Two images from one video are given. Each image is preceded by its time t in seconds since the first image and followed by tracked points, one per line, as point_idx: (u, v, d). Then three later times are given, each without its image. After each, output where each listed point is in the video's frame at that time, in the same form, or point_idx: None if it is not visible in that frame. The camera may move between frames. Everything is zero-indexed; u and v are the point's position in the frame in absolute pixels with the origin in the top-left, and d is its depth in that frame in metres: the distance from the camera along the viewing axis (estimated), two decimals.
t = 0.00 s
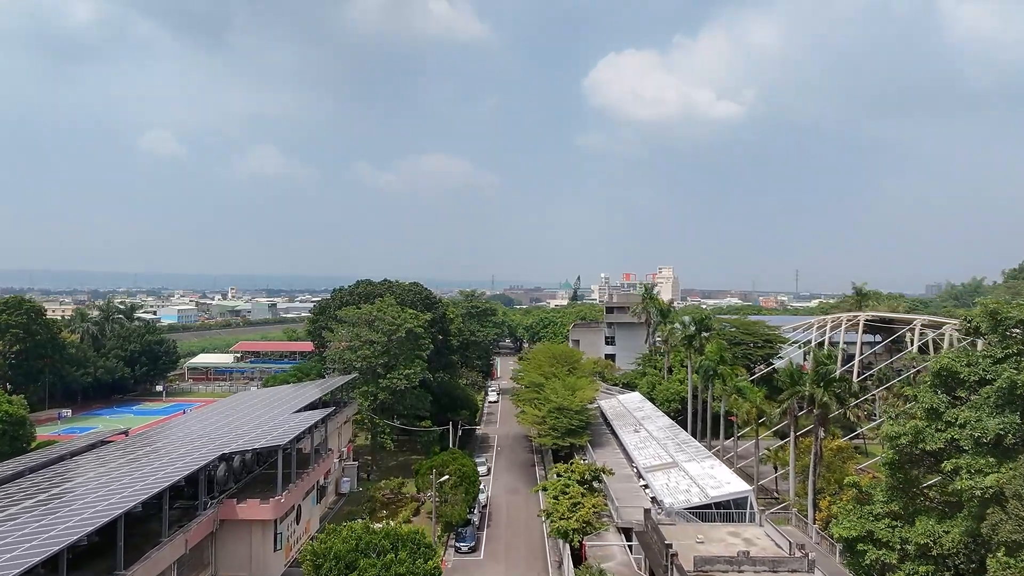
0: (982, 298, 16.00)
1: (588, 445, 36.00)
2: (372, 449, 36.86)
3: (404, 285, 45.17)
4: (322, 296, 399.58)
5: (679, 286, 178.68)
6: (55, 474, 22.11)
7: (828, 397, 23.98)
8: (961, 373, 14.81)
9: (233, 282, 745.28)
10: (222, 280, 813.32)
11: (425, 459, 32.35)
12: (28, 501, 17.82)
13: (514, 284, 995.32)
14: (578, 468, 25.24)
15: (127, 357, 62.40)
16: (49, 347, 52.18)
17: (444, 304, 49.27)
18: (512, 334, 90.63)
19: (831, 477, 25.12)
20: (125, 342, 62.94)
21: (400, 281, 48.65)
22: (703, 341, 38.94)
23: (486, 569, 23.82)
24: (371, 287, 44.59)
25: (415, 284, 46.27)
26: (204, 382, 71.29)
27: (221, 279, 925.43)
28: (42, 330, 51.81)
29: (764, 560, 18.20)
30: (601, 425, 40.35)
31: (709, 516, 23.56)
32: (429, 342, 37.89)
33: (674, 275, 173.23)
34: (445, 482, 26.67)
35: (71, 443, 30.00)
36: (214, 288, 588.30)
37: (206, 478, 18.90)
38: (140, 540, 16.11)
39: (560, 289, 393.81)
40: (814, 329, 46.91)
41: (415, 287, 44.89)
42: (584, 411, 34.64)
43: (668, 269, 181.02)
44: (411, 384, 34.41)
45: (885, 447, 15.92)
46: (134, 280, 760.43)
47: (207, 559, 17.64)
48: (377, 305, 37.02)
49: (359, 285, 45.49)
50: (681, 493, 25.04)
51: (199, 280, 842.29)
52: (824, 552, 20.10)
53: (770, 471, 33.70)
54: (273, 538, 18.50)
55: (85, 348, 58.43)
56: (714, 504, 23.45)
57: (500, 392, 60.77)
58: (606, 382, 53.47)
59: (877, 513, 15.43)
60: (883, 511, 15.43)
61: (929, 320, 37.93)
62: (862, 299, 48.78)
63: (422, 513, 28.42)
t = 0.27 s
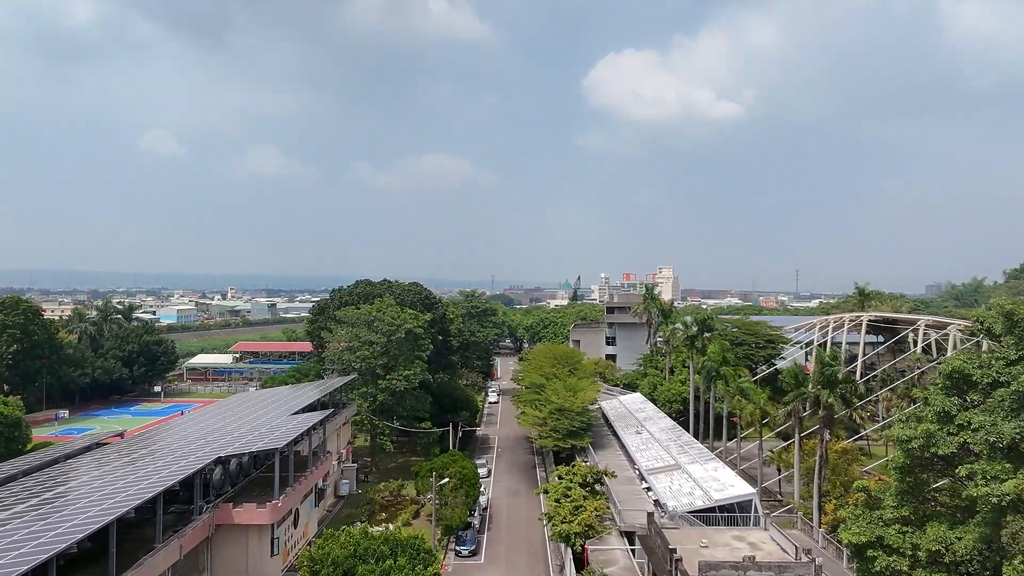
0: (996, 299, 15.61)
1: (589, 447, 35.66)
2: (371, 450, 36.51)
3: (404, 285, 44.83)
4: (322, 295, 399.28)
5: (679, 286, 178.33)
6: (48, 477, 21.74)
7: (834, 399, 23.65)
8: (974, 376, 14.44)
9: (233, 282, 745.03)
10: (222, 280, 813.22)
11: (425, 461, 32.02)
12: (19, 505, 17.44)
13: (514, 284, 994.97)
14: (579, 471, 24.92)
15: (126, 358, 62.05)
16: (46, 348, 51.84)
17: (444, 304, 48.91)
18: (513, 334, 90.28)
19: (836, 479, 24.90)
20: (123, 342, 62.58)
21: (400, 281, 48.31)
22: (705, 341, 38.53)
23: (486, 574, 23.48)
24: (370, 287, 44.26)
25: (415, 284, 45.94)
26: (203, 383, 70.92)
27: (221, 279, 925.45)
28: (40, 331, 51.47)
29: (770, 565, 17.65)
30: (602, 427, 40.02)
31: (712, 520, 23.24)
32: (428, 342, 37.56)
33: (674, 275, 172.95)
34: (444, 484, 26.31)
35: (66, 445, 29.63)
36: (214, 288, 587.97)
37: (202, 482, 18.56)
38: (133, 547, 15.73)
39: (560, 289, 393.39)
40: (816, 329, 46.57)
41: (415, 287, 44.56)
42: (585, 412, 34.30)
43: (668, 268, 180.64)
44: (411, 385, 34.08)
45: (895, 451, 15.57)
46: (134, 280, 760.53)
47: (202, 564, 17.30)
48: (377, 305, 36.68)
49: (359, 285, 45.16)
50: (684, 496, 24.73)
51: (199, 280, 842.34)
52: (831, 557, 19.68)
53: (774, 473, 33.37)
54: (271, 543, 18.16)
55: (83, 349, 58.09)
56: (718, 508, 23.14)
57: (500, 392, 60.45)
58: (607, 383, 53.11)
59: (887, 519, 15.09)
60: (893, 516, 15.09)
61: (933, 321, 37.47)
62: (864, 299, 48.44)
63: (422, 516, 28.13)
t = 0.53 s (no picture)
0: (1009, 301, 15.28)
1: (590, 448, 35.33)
2: (370, 452, 36.15)
3: (403, 285, 44.48)
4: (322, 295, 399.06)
5: (680, 286, 177.86)
6: (41, 479, 21.40)
7: (840, 401, 23.30)
8: (987, 379, 14.10)
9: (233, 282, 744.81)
10: (222, 279, 812.61)
11: (425, 463, 31.69)
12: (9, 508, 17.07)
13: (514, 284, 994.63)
14: (581, 473, 24.54)
15: (124, 358, 61.69)
16: (43, 348, 51.47)
17: (444, 304, 48.57)
18: (513, 334, 89.89)
19: (841, 483, 24.68)
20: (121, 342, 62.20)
21: (399, 281, 47.94)
22: (707, 342, 38.18)
23: None
24: (369, 287, 43.92)
25: (414, 283, 45.59)
26: (201, 383, 70.54)
27: (221, 279, 924.84)
28: (37, 331, 51.11)
29: (775, 570, 17.36)
30: (603, 428, 39.69)
31: (716, 523, 22.93)
32: (428, 343, 37.21)
33: (674, 275, 172.62)
34: (444, 487, 25.98)
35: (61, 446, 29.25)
36: (214, 288, 587.67)
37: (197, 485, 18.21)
38: (127, 552, 15.39)
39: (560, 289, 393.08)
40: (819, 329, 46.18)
41: (414, 287, 44.22)
42: (586, 414, 33.95)
43: (668, 268, 180.21)
44: (410, 386, 33.74)
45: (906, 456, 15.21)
46: (133, 279, 759.79)
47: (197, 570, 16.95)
48: (376, 305, 36.33)
49: (358, 285, 44.81)
50: (687, 499, 24.40)
51: (198, 280, 841.69)
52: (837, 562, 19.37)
53: (778, 475, 33.07)
54: (267, 548, 17.80)
55: (80, 349, 57.73)
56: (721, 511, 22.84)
57: (500, 393, 60.10)
58: (607, 383, 52.72)
59: (897, 525, 14.75)
60: (904, 522, 14.74)
61: (937, 321, 37.01)
62: (867, 299, 48.08)
63: (422, 519, 27.78)
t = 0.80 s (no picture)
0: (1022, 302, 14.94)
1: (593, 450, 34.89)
2: (369, 454, 35.79)
3: (403, 285, 44.10)
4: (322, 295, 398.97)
5: (680, 286, 177.17)
6: (34, 481, 21.02)
7: (846, 404, 22.94)
8: (1001, 381, 13.75)
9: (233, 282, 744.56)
10: (221, 279, 812.00)
11: (425, 465, 31.34)
12: None
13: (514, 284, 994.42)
14: (583, 476, 24.10)
15: (122, 358, 61.33)
16: (41, 349, 51.10)
17: (445, 304, 48.21)
18: (513, 334, 89.52)
19: (847, 486, 24.45)
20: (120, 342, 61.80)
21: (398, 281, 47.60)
22: (710, 342, 37.81)
23: None
24: (368, 287, 43.54)
25: (414, 283, 45.25)
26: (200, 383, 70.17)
27: (220, 278, 924.19)
28: (34, 331, 50.76)
29: None
30: (604, 429, 39.36)
31: (720, 527, 22.60)
32: (428, 343, 36.84)
33: (674, 275, 172.29)
34: (444, 490, 25.64)
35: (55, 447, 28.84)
36: (214, 288, 587.59)
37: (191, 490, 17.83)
38: (120, 559, 15.05)
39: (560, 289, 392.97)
40: (821, 329, 45.78)
41: (414, 287, 43.84)
42: (588, 415, 33.59)
43: (669, 269, 179.97)
44: (410, 387, 33.37)
45: (918, 460, 14.84)
46: (133, 279, 759.22)
47: None
48: (375, 305, 35.93)
49: (356, 285, 44.43)
50: (691, 502, 24.06)
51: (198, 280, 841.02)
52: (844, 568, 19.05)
53: (782, 477, 32.76)
54: (263, 554, 17.43)
55: (78, 349, 57.41)
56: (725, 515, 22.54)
57: (501, 393, 59.75)
58: (608, 384, 52.29)
59: (908, 531, 14.40)
60: (915, 528, 14.39)
61: (942, 321, 36.51)
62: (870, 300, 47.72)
63: (422, 521, 27.42)
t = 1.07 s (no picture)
0: None
1: (595, 452, 34.54)
2: (369, 455, 35.44)
3: (402, 285, 43.74)
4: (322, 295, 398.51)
5: (680, 286, 176.79)
6: (27, 483, 20.65)
7: (853, 407, 22.65)
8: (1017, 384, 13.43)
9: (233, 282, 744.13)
10: (221, 279, 811.42)
11: (426, 467, 31.02)
12: None
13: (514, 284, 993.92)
14: (586, 479, 23.84)
15: (120, 359, 60.95)
16: (38, 349, 50.72)
17: (445, 305, 47.85)
18: (514, 334, 89.18)
19: (853, 489, 24.17)
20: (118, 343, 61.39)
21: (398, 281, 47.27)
22: (712, 343, 37.39)
23: None
24: (368, 287, 43.18)
25: (414, 283, 44.89)
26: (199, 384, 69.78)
27: (221, 278, 923.73)
28: (31, 331, 50.36)
29: None
30: (606, 431, 39.02)
31: (725, 532, 22.26)
32: (428, 344, 36.50)
33: (675, 275, 171.87)
34: (445, 493, 25.33)
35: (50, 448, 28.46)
36: (213, 288, 587.14)
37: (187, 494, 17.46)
38: (113, 566, 14.68)
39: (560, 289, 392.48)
40: (824, 330, 45.48)
41: (414, 287, 43.48)
42: (589, 416, 33.23)
43: (669, 268, 179.60)
44: (410, 388, 33.03)
45: (930, 465, 14.52)
46: (133, 279, 758.65)
47: None
48: (375, 305, 35.57)
49: (355, 285, 44.06)
50: (695, 506, 23.71)
51: (198, 280, 840.39)
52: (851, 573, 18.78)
53: (786, 479, 32.48)
54: (260, 560, 17.08)
55: (75, 350, 57.04)
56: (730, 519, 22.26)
57: (501, 394, 59.43)
58: (609, 385, 51.76)
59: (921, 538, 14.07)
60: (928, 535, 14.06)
61: (946, 321, 36.11)
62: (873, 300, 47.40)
63: (422, 525, 27.10)
